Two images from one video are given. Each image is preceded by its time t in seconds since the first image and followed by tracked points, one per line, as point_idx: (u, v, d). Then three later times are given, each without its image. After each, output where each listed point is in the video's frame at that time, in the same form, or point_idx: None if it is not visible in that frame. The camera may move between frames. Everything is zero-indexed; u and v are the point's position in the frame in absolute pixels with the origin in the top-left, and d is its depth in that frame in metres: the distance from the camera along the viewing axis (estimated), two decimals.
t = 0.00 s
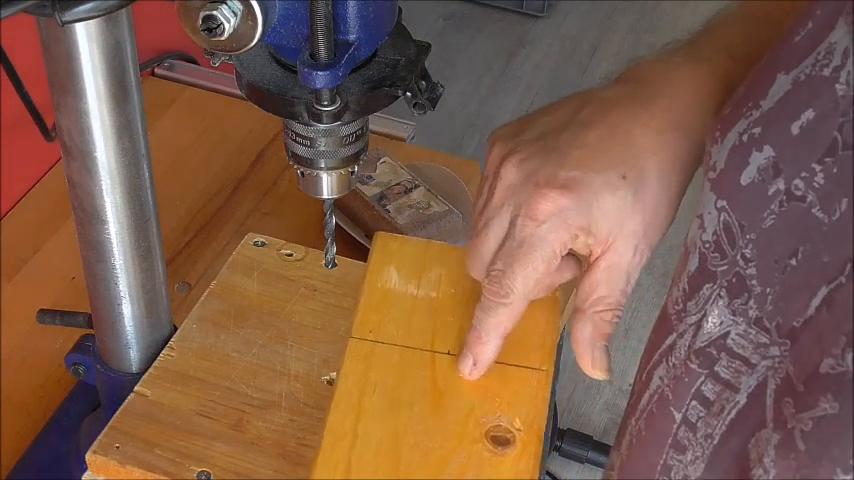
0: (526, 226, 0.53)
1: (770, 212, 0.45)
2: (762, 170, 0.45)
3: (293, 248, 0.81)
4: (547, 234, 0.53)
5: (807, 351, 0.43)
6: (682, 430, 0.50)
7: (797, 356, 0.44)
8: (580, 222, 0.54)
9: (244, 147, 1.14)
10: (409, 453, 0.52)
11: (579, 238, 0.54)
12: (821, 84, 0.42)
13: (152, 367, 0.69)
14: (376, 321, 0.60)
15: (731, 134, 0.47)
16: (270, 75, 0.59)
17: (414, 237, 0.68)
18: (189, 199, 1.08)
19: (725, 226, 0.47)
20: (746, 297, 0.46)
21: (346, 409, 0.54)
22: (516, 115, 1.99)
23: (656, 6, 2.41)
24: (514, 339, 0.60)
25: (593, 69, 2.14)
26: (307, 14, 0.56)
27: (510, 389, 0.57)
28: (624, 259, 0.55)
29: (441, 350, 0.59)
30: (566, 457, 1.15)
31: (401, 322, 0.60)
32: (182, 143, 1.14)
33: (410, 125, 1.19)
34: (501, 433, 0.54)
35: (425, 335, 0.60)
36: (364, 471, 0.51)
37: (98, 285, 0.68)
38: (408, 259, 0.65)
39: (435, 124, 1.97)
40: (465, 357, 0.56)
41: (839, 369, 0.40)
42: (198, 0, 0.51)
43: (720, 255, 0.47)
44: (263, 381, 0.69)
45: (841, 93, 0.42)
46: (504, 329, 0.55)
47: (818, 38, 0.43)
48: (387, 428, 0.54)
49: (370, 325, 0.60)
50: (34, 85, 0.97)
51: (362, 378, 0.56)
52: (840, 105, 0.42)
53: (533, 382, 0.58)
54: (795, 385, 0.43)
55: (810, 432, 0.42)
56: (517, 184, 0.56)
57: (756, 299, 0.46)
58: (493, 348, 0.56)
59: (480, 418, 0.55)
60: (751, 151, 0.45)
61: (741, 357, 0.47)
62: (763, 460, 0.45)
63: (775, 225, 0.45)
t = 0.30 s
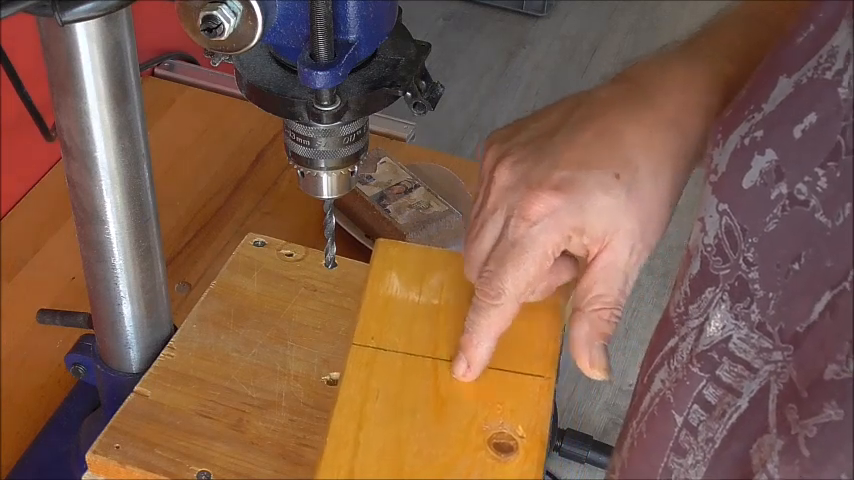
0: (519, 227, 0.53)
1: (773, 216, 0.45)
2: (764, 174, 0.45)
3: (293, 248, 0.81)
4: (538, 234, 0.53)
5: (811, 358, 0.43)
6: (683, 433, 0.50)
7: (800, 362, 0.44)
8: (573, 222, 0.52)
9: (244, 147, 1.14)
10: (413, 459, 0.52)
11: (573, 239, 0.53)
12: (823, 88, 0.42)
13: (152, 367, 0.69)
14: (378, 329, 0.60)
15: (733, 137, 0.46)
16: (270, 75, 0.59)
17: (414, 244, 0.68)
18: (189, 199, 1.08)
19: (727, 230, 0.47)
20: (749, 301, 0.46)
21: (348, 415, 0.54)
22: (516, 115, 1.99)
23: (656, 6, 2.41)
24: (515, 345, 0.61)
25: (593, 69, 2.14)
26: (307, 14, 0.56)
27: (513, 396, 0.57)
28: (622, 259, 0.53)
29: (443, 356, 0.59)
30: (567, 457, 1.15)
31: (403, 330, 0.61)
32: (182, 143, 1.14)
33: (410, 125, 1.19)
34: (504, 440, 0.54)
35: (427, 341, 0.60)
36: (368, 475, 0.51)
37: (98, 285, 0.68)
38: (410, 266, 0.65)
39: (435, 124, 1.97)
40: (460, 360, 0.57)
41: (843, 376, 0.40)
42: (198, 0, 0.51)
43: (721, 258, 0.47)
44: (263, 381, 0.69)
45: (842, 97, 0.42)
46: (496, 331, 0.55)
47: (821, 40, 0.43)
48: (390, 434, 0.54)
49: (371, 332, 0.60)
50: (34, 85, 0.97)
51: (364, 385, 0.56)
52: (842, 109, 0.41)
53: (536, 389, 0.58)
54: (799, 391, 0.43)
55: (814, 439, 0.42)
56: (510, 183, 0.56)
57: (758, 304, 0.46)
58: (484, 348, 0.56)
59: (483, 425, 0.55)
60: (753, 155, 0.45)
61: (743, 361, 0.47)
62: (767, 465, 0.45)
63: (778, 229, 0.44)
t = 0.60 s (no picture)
0: (505, 221, 0.53)
1: (780, 217, 0.44)
2: (771, 174, 0.44)
3: (293, 248, 0.81)
4: (524, 229, 0.53)
5: (817, 359, 0.42)
6: (687, 431, 0.49)
7: (806, 363, 0.43)
8: (558, 220, 0.52)
9: (244, 147, 1.14)
10: (416, 460, 0.53)
11: (556, 237, 0.53)
12: (833, 89, 0.42)
13: (152, 367, 0.69)
14: (379, 331, 0.60)
15: (741, 137, 0.46)
16: (270, 75, 0.59)
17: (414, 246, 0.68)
18: (189, 199, 1.08)
19: (734, 229, 0.46)
20: (755, 301, 0.46)
21: (350, 417, 0.54)
22: (516, 115, 1.99)
23: (656, 6, 2.41)
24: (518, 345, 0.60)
25: (593, 69, 2.14)
26: (307, 14, 0.56)
27: (514, 400, 0.57)
28: (599, 264, 0.53)
29: (444, 360, 0.59)
30: (567, 457, 1.15)
31: (404, 332, 0.61)
32: (182, 143, 1.14)
33: (410, 125, 1.19)
34: (506, 442, 0.54)
35: (428, 344, 0.60)
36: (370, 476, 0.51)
37: (98, 285, 0.68)
38: (410, 270, 0.65)
39: (435, 124, 1.97)
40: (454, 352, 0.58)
41: (849, 377, 0.40)
42: (198, 0, 0.51)
43: (729, 258, 0.46)
44: (263, 381, 0.69)
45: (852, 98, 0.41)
46: (483, 324, 0.56)
47: (830, 41, 0.42)
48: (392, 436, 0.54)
49: (372, 335, 0.60)
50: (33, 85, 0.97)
51: (366, 387, 0.57)
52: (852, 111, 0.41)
53: (536, 392, 0.58)
54: (805, 391, 0.43)
55: (820, 440, 0.41)
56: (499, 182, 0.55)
57: (765, 303, 0.45)
58: (474, 341, 0.56)
59: (484, 427, 0.55)
60: (761, 154, 0.44)
61: (748, 361, 0.46)
62: (772, 465, 0.44)
63: (785, 229, 0.44)
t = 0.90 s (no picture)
0: (488, 168, 0.55)
1: (804, 216, 0.43)
2: (796, 173, 0.43)
3: (293, 248, 0.81)
4: (503, 180, 0.54)
5: (837, 359, 0.43)
6: (704, 428, 0.49)
7: (826, 363, 0.43)
8: (541, 181, 0.54)
9: (244, 147, 1.14)
10: (422, 453, 0.52)
11: (535, 199, 0.54)
12: None
13: (152, 367, 0.69)
14: (383, 321, 0.61)
15: (764, 134, 0.44)
16: (270, 75, 0.59)
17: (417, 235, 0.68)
18: (189, 199, 1.08)
19: (757, 227, 0.45)
20: (776, 299, 0.45)
21: (356, 408, 0.54)
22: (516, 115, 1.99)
23: (656, 6, 2.41)
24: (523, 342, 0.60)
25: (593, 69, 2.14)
26: (307, 14, 0.56)
27: (520, 392, 0.57)
28: (577, 247, 0.55)
29: (449, 350, 0.59)
30: (567, 457, 1.15)
31: (409, 322, 0.61)
32: (182, 143, 1.14)
33: (410, 125, 1.19)
34: (512, 434, 0.54)
35: (433, 336, 0.60)
36: (377, 469, 0.51)
37: (98, 285, 0.68)
38: (415, 258, 0.65)
39: (435, 124, 1.97)
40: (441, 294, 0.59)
41: None
42: (198, 0, 0.51)
43: (750, 255, 0.46)
44: (263, 381, 0.69)
45: None
46: (450, 267, 0.56)
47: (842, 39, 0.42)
48: (398, 427, 0.54)
49: (377, 325, 0.60)
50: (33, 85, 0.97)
51: (372, 378, 0.57)
52: None
53: (541, 384, 0.58)
54: (824, 392, 0.44)
55: (841, 442, 0.43)
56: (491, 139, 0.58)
57: (785, 303, 0.45)
58: (450, 283, 0.57)
59: (491, 419, 0.55)
60: (786, 152, 0.43)
61: (767, 359, 0.47)
62: (791, 465, 0.46)
63: (808, 229, 0.43)
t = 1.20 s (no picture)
0: (503, 195, 0.54)
1: (825, 223, 0.44)
2: (819, 179, 0.44)
3: (293, 248, 0.81)
4: (521, 206, 0.53)
5: None
6: (717, 430, 0.51)
7: (843, 374, 0.45)
8: (557, 205, 0.53)
9: (244, 147, 1.14)
10: (441, 450, 0.53)
11: (552, 223, 0.54)
12: None
13: (152, 367, 0.69)
14: (404, 317, 0.61)
15: (787, 138, 0.46)
16: (270, 75, 0.59)
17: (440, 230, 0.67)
18: (189, 199, 1.08)
19: (778, 231, 0.46)
20: (794, 305, 0.47)
21: (376, 403, 0.55)
22: (516, 115, 1.99)
23: (656, 6, 2.41)
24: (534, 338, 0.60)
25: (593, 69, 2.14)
26: (307, 14, 0.56)
27: (539, 391, 0.57)
28: (592, 264, 0.54)
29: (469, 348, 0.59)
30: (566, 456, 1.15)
31: (430, 317, 0.61)
32: (182, 143, 1.14)
33: (410, 125, 1.19)
34: (531, 433, 0.55)
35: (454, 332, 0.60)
36: (397, 464, 0.52)
37: (98, 285, 0.68)
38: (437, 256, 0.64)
39: (435, 124, 1.97)
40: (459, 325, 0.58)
41: None
42: (198, 0, 0.51)
43: (771, 259, 0.47)
44: (263, 381, 0.69)
45: None
46: (471, 297, 0.56)
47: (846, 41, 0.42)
48: (418, 424, 0.54)
49: (398, 321, 0.60)
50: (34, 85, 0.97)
51: (392, 373, 0.57)
52: None
53: (560, 384, 0.58)
54: (841, 403, 0.45)
55: None
56: (505, 162, 0.57)
57: (803, 309, 0.46)
58: (469, 314, 0.57)
59: (509, 418, 0.55)
60: (809, 158, 0.44)
61: (783, 365, 0.48)
62: (805, 473, 0.48)
63: (829, 237, 0.44)
